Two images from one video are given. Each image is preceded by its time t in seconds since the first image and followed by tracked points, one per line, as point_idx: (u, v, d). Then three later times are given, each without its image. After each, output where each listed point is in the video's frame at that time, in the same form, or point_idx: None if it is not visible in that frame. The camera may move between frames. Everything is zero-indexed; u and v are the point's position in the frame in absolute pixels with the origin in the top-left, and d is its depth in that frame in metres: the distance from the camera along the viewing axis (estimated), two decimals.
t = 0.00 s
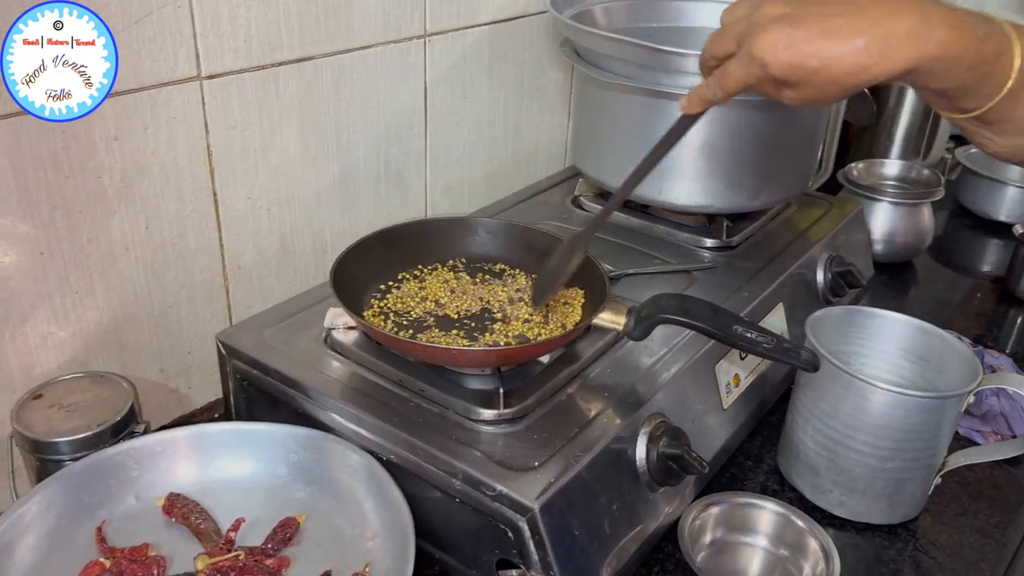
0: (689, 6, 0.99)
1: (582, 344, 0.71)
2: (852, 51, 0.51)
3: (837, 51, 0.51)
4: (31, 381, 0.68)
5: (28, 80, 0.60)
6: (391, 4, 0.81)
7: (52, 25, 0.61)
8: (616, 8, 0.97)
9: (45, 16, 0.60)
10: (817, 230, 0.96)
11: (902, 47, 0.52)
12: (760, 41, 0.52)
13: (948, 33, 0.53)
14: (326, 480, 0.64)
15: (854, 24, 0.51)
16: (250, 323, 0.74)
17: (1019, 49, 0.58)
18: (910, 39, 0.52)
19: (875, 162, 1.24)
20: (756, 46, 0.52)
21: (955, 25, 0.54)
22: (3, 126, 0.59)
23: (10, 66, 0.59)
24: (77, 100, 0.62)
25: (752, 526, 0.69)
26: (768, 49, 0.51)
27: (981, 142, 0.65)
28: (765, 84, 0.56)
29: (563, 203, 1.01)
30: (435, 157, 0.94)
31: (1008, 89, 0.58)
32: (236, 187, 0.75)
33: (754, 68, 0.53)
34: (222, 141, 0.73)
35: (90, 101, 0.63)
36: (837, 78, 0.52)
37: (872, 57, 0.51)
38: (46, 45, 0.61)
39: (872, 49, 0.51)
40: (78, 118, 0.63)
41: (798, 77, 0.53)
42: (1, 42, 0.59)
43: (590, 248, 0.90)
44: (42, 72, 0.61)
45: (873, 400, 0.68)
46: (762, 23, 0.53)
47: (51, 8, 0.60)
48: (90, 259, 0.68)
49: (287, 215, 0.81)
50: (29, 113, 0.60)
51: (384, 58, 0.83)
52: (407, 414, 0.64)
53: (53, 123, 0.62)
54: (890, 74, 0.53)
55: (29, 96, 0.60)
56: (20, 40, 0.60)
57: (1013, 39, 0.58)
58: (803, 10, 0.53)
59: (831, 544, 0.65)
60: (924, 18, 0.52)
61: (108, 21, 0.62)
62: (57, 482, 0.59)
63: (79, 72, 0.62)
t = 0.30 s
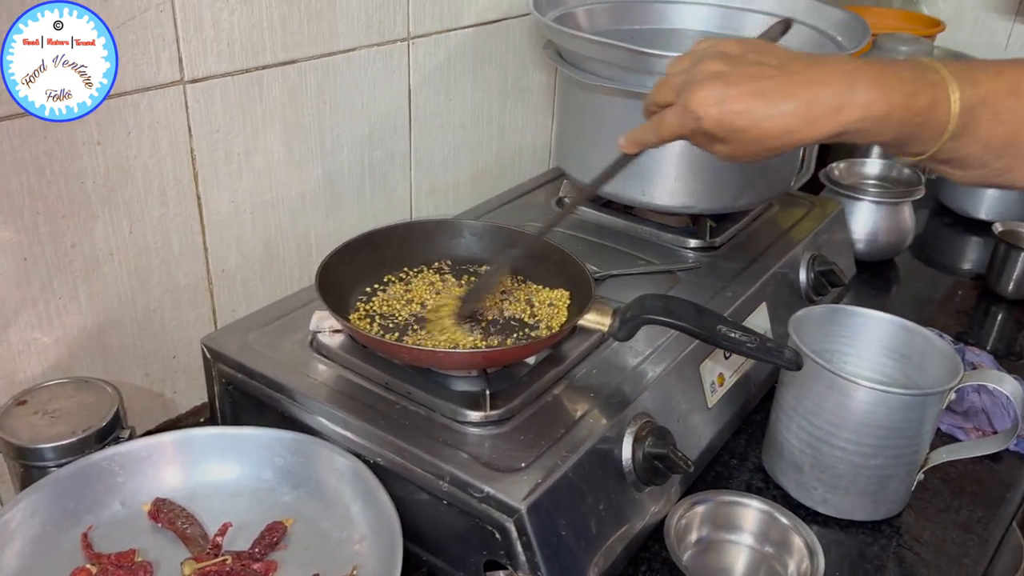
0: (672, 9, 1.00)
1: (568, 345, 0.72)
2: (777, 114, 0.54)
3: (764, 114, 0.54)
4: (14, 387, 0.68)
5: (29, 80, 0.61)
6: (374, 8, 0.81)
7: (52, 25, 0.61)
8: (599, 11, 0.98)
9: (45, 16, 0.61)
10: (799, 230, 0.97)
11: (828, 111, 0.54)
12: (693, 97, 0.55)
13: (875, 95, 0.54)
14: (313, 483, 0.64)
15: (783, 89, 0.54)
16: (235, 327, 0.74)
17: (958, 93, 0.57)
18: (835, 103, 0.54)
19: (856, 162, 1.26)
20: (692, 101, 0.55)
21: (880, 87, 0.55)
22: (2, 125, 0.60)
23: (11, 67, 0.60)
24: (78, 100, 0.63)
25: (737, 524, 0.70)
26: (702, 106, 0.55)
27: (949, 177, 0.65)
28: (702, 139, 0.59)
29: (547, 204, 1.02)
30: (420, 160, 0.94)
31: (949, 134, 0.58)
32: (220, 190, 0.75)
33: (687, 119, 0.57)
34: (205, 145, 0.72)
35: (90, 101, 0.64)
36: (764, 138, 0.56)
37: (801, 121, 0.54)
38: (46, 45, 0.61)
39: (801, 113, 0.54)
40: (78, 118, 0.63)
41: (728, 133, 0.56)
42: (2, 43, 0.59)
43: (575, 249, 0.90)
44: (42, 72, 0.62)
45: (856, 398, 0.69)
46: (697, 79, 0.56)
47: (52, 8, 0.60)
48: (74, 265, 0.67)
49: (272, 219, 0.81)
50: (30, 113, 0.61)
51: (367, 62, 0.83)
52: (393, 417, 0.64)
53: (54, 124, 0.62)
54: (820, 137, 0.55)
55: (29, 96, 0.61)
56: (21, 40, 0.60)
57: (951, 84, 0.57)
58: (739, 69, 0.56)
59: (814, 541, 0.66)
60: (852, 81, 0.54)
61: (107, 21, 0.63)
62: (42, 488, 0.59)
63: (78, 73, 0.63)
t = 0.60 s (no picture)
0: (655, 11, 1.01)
1: (551, 346, 0.72)
2: (686, 133, 0.57)
3: (674, 132, 0.57)
4: None
5: (28, 80, 0.61)
6: (357, 10, 0.82)
7: (52, 25, 0.62)
8: (582, 13, 0.98)
9: (45, 16, 0.61)
10: (782, 231, 0.97)
11: (731, 130, 0.58)
12: (611, 111, 0.58)
13: (776, 114, 0.58)
14: (296, 485, 0.64)
15: (693, 108, 0.57)
16: (217, 330, 0.73)
17: (865, 107, 0.59)
18: (738, 126, 0.57)
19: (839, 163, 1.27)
20: (611, 118, 0.58)
21: (783, 107, 0.58)
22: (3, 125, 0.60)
23: (10, 66, 0.60)
24: (77, 100, 0.64)
25: (720, 523, 0.70)
26: (618, 122, 0.58)
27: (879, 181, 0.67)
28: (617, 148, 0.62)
29: (531, 206, 1.02)
30: (404, 162, 0.94)
31: (858, 147, 0.61)
32: (202, 193, 0.75)
33: (606, 131, 0.59)
34: (187, 148, 0.72)
35: (89, 101, 0.64)
36: (673, 154, 0.59)
37: (706, 139, 0.58)
38: (46, 45, 0.62)
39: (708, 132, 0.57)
40: (79, 118, 0.64)
41: (641, 147, 0.59)
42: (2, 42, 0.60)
43: (559, 251, 0.91)
44: (42, 72, 0.62)
45: (837, 397, 0.70)
46: (614, 94, 0.59)
47: (51, 8, 0.61)
48: (55, 268, 0.67)
49: (255, 222, 0.81)
50: (29, 113, 0.62)
51: (350, 64, 0.83)
52: (376, 418, 0.64)
53: (52, 123, 0.63)
54: (725, 152, 0.59)
55: (29, 96, 0.62)
56: (20, 40, 0.61)
57: (859, 98, 0.59)
58: (654, 87, 0.58)
59: (797, 540, 0.66)
60: (754, 103, 0.58)
61: (107, 20, 0.63)
62: (23, 492, 0.59)
63: (79, 73, 0.63)
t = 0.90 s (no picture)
0: (643, 17, 1.02)
1: (537, 349, 0.72)
2: (747, 77, 0.53)
3: (727, 80, 0.53)
4: None
5: (28, 80, 0.62)
6: (345, 16, 0.82)
7: (52, 25, 0.62)
8: (568, 19, 0.99)
9: (45, 16, 0.62)
10: (767, 235, 0.98)
11: (794, 71, 0.52)
12: (662, 68, 0.55)
13: (840, 58, 0.52)
14: (282, 489, 0.64)
15: (748, 52, 0.53)
16: (204, 334, 0.74)
17: (920, 64, 0.55)
18: (803, 65, 0.52)
19: (825, 168, 1.28)
20: (660, 75, 0.55)
21: (848, 49, 0.53)
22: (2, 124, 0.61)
23: (10, 66, 0.61)
24: (77, 100, 0.64)
25: (704, 525, 0.71)
26: (669, 77, 0.55)
27: (903, 153, 0.62)
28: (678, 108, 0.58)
29: (519, 210, 1.03)
30: (391, 166, 0.95)
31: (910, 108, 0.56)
32: (189, 197, 0.75)
33: (658, 92, 0.56)
34: (174, 153, 0.72)
35: (89, 102, 0.65)
36: (735, 102, 0.54)
37: (765, 84, 0.53)
38: (45, 45, 0.63)
39: (765, 76, 0.53)
40: (78, 118, 0.65)
41: (699, 101, 0.55)
42: (2, 43, 0.60)
43: (546, 255, 0.91)
44: (42, 72, 0.63)
45: (821, 400, 0.70)
46: (664, 52, 0.56)
47: (51, 8, 0.62)
48: (42, 272, 0.67)
49: (241, 227, 0.81)
50: (30, 113, 0.62)
51: (337, 69, 0.84)
52: (362, 422, 0.65)
53: (53, 124, 0.64)
54: (782, 101, 0.54)
55: (28, 96, 0.62)
56: (20, 39, 0.61)
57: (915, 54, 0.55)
58: (705, 36, 0.55)
59: (780, 541, 0.67)
60: (818, 41, 0.52)
61: (107, 20, 0.64)
62: (9, 496, 0.59)
63: (79, 73, 0.64)
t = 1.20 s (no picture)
0: (637, 26, 1.03)
1: (530, 355, 0.73)
2: (759, 86, 0.53)
3: (743, 90, 0.53)
4: None
5: (28, 81, 0.63)
6: (342, 25, 0.83)
7: (52, 26, 0.63)
8: (564, 29, 1.00)
9: (45, 16, 0.62)
10: (759, 243, 0.99)
11: (805, 81, 0.53)
12: (673, 82, 0.54)
13: (850, 65, 0.53)
14: (276, 493, 0.65)
15: (762, 62, 0.53)
16: (200, 340, 0.74)
17: (926, 74, 0.56)
18: (814, 74, 0.53)
19: (818, 177, 1.29)
20: (672, 89, 0.55)
21: (857, 57, 0.53)
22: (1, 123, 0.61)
23: (10, 66, 0.62)
24: (77, 100, 0.65)
25: (694, 530, 0.71)
26: (680, 89, 0.54)
27: (906, 159, 0.64)
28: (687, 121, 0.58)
29: (514, 218, 1.04)
30: (387, 174, 0.96)
31: (914, 116, 0.57)
32: (186, 205, 0.76)
33: (670, 105, 0.56)
34: (171, 161, 0.73)
35: (89, 101, 0.66)
36: (747, 113, 0.54)
37: (779, 92, 0.53)
38: (45, 45, 0.63)
39: (778, 84, 0.53)
40: (78, 118, 0.66)
41: (712, 112, 0.55)
42: (2, 43, 0.61)
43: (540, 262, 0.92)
44: (42, 73, 0.63)
45: (810, 406, 0.71)
46: (673, 66, 0.55)
47: (51, 8, 0.62)
48: (40, 278, 0.68)
49: (238, 234, 0.82)
50: (29, 112, 0.63)
51: (333, 78, 0.85)
52: (355, 426, 0.65)
53: (54, 124, 0.64)
54: (795, 107, 0.54)
55: (28, 96, 0.63)
56: (21, 40, 0.62)
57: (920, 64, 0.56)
58: (715, 50, 0.54)
59: (770, 545, 0.68)
60: (825, 51, 0.53)
61: (107, 21, 0.65)
62: (5, 498, 0.59)
63: (79, 73, 0.65)
